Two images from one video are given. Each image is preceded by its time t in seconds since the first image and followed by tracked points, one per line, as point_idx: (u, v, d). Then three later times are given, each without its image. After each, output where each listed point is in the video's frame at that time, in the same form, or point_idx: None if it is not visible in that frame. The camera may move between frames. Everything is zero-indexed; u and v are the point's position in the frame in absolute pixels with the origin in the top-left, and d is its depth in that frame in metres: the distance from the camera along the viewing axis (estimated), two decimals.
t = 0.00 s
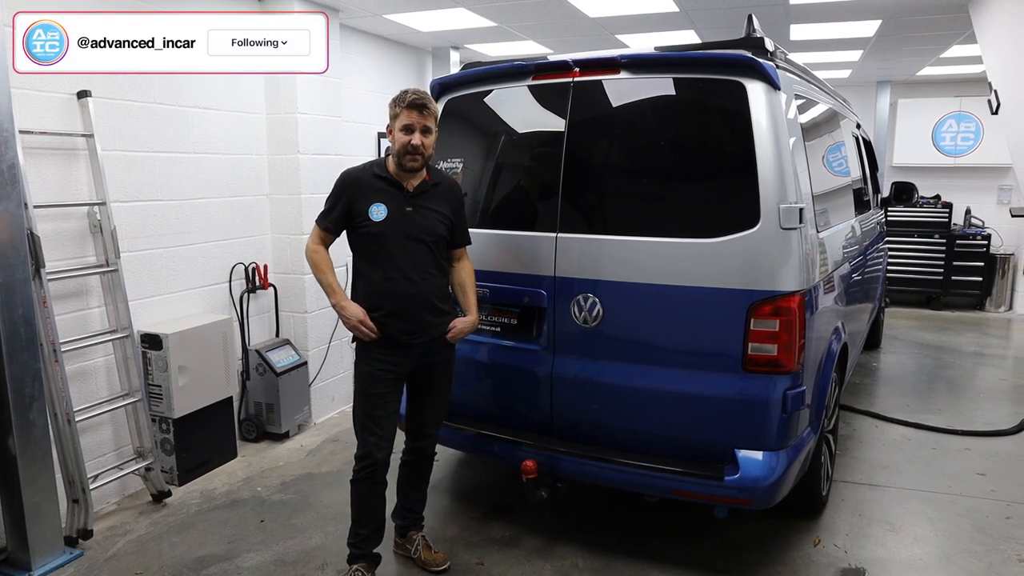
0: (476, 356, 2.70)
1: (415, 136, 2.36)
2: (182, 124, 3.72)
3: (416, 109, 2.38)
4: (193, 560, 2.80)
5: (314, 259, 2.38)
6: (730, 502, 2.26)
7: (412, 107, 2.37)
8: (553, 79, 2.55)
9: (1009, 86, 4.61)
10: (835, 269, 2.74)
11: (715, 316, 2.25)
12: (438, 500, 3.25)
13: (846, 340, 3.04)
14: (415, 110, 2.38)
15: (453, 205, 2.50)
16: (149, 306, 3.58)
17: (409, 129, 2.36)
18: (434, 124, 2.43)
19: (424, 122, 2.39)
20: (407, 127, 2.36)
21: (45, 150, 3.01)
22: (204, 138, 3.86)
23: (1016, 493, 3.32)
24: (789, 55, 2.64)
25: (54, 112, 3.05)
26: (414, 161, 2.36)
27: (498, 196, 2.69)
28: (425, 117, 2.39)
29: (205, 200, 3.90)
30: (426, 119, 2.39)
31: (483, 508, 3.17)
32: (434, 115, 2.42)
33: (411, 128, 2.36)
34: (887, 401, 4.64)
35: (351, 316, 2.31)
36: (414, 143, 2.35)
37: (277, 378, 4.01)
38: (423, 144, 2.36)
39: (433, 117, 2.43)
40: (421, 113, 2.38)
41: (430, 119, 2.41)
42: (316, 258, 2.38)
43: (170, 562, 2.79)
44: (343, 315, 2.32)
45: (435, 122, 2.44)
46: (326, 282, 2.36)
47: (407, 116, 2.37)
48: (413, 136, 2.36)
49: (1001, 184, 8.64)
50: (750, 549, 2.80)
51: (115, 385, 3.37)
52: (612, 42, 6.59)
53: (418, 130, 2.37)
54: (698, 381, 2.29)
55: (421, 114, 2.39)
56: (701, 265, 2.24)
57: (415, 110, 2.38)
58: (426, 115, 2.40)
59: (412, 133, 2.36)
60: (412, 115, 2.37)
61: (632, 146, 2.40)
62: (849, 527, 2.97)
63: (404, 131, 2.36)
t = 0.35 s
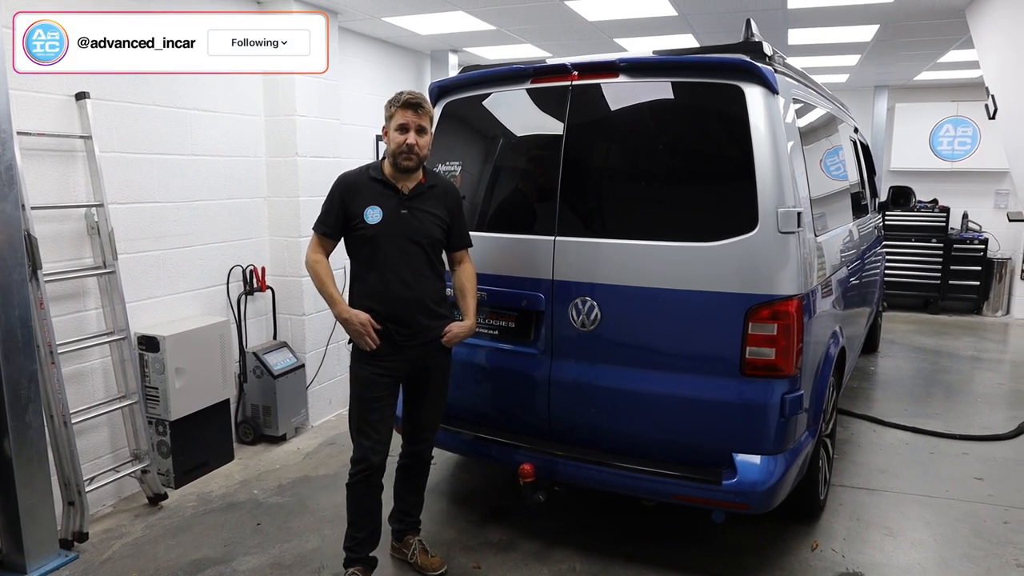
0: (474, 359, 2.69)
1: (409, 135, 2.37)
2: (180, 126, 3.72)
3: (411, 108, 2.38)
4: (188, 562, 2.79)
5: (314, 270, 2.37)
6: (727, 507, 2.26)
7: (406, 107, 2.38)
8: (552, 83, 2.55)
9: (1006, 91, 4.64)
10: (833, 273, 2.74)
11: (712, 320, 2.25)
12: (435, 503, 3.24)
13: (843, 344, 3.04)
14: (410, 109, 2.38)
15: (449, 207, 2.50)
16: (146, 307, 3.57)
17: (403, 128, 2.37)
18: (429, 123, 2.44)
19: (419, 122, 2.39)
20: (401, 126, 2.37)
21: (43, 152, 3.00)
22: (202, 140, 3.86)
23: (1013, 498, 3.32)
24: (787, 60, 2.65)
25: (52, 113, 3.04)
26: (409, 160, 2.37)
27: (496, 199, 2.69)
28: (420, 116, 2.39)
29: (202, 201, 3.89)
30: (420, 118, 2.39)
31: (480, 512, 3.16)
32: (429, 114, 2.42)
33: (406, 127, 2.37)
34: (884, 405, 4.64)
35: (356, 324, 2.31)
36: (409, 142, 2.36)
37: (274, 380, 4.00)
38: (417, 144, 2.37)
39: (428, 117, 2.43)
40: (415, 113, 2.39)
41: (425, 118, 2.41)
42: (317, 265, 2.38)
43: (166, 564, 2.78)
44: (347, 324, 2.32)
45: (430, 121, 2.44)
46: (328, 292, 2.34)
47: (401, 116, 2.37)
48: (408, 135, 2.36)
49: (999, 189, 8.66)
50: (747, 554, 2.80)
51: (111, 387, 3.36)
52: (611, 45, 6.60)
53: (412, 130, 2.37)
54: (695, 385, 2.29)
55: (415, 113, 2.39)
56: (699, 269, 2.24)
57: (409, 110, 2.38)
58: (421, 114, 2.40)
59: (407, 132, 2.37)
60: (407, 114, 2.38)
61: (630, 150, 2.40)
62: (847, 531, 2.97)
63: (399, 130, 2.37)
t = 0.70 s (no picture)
0: (473, 362, 2.69)
1: (405, 136, 2.37)
2: (179, 128, 3.72)
3: (405, 109, 2.40)
4: (188, 566, 2.79)
5: (313, 271, 2.37)
6: (727, 509, 2.26)
7: (401, 108, 2.39)
8: (551, 85, 2.55)
9: (1004, 92, 4.65)
10: (832, 274, 2.74)
11: (712, 322, 2.25)
12: (435, 506, 3.24)
13: (843, 345, 3.04)
14: (404, 110, 2.40)
15: (447, 209, 2.50)
16: (145, 310, 3.56)
17: (399, 129, 2.37)
18: (425, 124, 2.44)
19: (414, 122, 2.40)
20: (396, 127, 2.38)
21: (41, 154, 3.00)
22: (200, 142, 3.86)
23: (1013, 499, 3.32)
24: (786, 62, 2.65)
25: (51, 116, 3.04)
26: (405, 161, 2.37)
27: (495, 202, 2.69)
28: (414, 117, 2.40)
29: (201, 204, 3.89)
30: (415, 119, 2.40)
31: (480, 515, 3.16)
32: (424, 115, 2.43)
33: (401, 128, 2.38)
34: (884, 407, 4.64)
35: (352, 326, 2.31)
36: (405, 143, 2.36)
37: (273, 383, 4.00)
38: (413, 144, 2.37)
39: (423, 118, 2.44)
40: (410, 113, 2.40)
41: (420, 119, 2.42)
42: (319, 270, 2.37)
43: (165, 568, 2.77)
44: (343, 326, 2.32)
45: (426, 122, 2.45)
46: (326, 295, 2.35)
47: (396, 116, 2.38)
48: (404, 136, 2.37)
49: (997, 191, 8.67)
50: (748, 555, 2.80)
51: (110, 390, 3.36)
52: (609, 48, 6.60)
53: (408, 130, 2.38)
54: (694, 387, 2.29)
55: (410, 114, 2.40)
56: (697, 270, 2.25)
57: (404, 110, 2.40)
58: (416, 115, 2.41)
59: (402, 133, 2.37)
60: (401, 115, 2.39)
61: (629, 152, 2.40)
62: (847, 533, 2.97)
63: (395, 132, 2.37)
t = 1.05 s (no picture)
0: (472, 363, 2.69)
1: (404, 135, 2.37)
2: (177, 128, 3.71)
3: (405, 109, 2.41)
4: (185, 567, 2.78)
5: (321, 279, 2.34)
6: (725, 510, 2.25)
7: (401, 107, 2.40)
8: (549, 86, 2.55)
9: (1001, 94, 4.65)
10: (830, 276, 2.74)
11: (710, 324, 2.25)
12: (433, 507, 3.24)
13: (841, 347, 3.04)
14: (405, 110, 2.40)
15: (444, 210, 2.51)
16: (143, 311, 3.56)
17: (398, 129, 2.38)
18: (424, 125, 2.45)
19: (414, 122, 2.41)
20: (396, 126, 2.38)
21: (37, 154, 2.99)
22: (198, 143, 3.85)
23: (1011, 500, 3.32)
24: (784, 63, 2.65)
25: (48, 116, 3.04)
26: (404, 160, 2.36)
27: (493, 203, 2.69)
28: (414, 117, 2.41)
29: (199, 205, 3.88)
30: (415, 118, 2.41)
31: (478, 516, 3.16)
32: (423, 115, 2.45)
33: (400, 127, 2.38)
34: (882, 408, 4.65)
35: (359, 343, 2.31)
36: (404, 142, 2.35)
37: (270, 384, 3.99)
38: (412, 144, 2.37)
39: (423, 119, 2.45)
40: (410, 113, 2.41)
41: (420, 119, 2.43)
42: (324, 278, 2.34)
43: (162, 569, 2.77)
44: (349, 343, 2.32)
45: (424, 122, 2.46)
46: (331, 306, 2.33)
47: (396, 116, 2.39)
48: (403, 135, 2.37)
49: (995, 192, 8.69)
50: (746, 557, 2.80)
51: (108, 390, 3.35)
52: (607, 49, 6.60)
53: (407, 129, 2.39)
54: (693, 388, 2.29)
55: (410, 114, 2.41)
56: (696, 272, 2.25)
57: (404, 110, 2.41)
58: (415, 115, 2.42)
59: (401, 132, 2.38)
60: (402, 115, 2.39)
61: (627, 153, 2.40)
62: (845, 534, 2.97)
63: (394, 131, 2.38)
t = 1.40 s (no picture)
0: (467, 363, 2.69)
1: (413, 142, 2.37)
2: (172, 127, 3.71)
3: (417, 115, 2.39)
4: (179, 569, 2.77)
5: (316, 281, 2.33)
6: (721, 511, 2.25)
7: (414, 113, 2.38)
8: (545, 86, 2.55)
9: (996, 96, 4.67)
10: (825, 277, 2.75)
11: (706, 325, 2.25)
12: (428, 508, 3.23)
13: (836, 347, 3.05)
14: (416, 115, 2.39)
15: (440, 209, 2.51)
16: (138, 312, 3.55)
17: (408, 135, 2.36)
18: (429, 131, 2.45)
19: (424, 129, 2.40)
20: (406, 131, 2.36)
21: (32, 154, 2.98)
22: (193, 143, 3.84)
23: (1005, 501, 3.33)
24: (780, 65, 2.66)
25: (43, 115, 3.03)
26: (409, 166, 2.38)
27: (489, 204, 2.68)
28: (425, 125, 2.41)
29: (194, 205, 3.87)
30: (425, 126, 2.41)
31: (473, 516, 3.15)
32: (433, 123, 2.44)
33: (410, 133, 2.37)
34: (876, 409, 4.66)
35: (356, 343, 2.32)
36: (413, 150, 2.36)
37: (265, 385, 3.98)
38: (420, 152, 2.39)
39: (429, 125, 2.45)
40: (421, 119, 2.39)
41: (428, 127, 2.43)
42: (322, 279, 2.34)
43: (157, 570, 2.76)
44: (346, 343, 2.32)
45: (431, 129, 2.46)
46: (327, 307, 2.33)
47: (408, 120, 2.36)
48: (412, 142, 2.37)
49: (989, 194, 8.72)
50: (742, 557, 2.80)
51: (102, 391, 3.34)
52: (603, 49, 6.61)
53: (417, 137, 2.38)
54: (688, 389, 2.29)
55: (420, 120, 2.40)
56: (691, 273, 2.25)
57: (416, 116, 2.38)
58: (426, 123, 2.41)
59: (410, 139, 2.37)
60: (414, 121, 2.37)
61: (623, 154, 2.40)
62: (840, 535, 2.98)
63: (403, 135, 2.36)
